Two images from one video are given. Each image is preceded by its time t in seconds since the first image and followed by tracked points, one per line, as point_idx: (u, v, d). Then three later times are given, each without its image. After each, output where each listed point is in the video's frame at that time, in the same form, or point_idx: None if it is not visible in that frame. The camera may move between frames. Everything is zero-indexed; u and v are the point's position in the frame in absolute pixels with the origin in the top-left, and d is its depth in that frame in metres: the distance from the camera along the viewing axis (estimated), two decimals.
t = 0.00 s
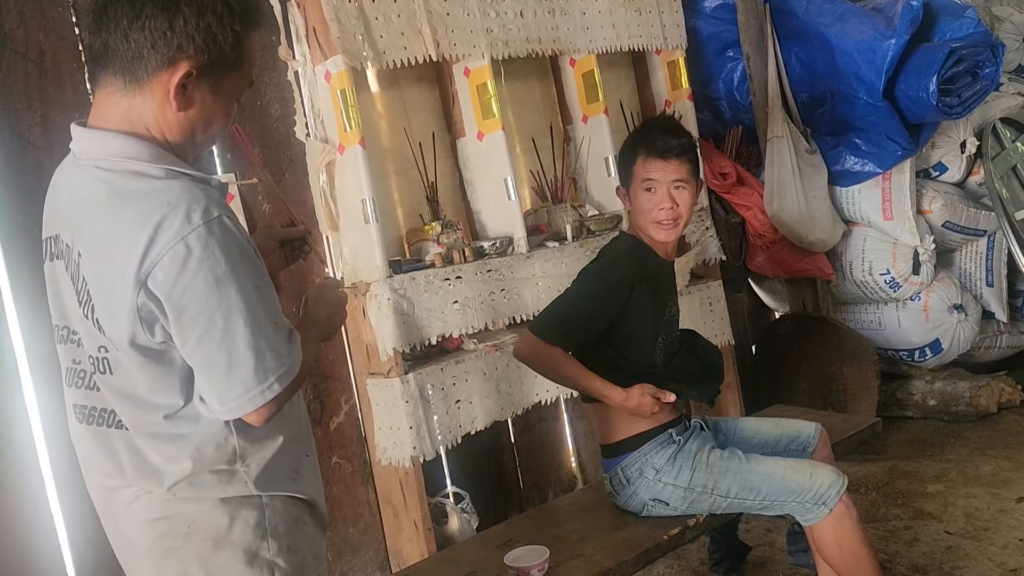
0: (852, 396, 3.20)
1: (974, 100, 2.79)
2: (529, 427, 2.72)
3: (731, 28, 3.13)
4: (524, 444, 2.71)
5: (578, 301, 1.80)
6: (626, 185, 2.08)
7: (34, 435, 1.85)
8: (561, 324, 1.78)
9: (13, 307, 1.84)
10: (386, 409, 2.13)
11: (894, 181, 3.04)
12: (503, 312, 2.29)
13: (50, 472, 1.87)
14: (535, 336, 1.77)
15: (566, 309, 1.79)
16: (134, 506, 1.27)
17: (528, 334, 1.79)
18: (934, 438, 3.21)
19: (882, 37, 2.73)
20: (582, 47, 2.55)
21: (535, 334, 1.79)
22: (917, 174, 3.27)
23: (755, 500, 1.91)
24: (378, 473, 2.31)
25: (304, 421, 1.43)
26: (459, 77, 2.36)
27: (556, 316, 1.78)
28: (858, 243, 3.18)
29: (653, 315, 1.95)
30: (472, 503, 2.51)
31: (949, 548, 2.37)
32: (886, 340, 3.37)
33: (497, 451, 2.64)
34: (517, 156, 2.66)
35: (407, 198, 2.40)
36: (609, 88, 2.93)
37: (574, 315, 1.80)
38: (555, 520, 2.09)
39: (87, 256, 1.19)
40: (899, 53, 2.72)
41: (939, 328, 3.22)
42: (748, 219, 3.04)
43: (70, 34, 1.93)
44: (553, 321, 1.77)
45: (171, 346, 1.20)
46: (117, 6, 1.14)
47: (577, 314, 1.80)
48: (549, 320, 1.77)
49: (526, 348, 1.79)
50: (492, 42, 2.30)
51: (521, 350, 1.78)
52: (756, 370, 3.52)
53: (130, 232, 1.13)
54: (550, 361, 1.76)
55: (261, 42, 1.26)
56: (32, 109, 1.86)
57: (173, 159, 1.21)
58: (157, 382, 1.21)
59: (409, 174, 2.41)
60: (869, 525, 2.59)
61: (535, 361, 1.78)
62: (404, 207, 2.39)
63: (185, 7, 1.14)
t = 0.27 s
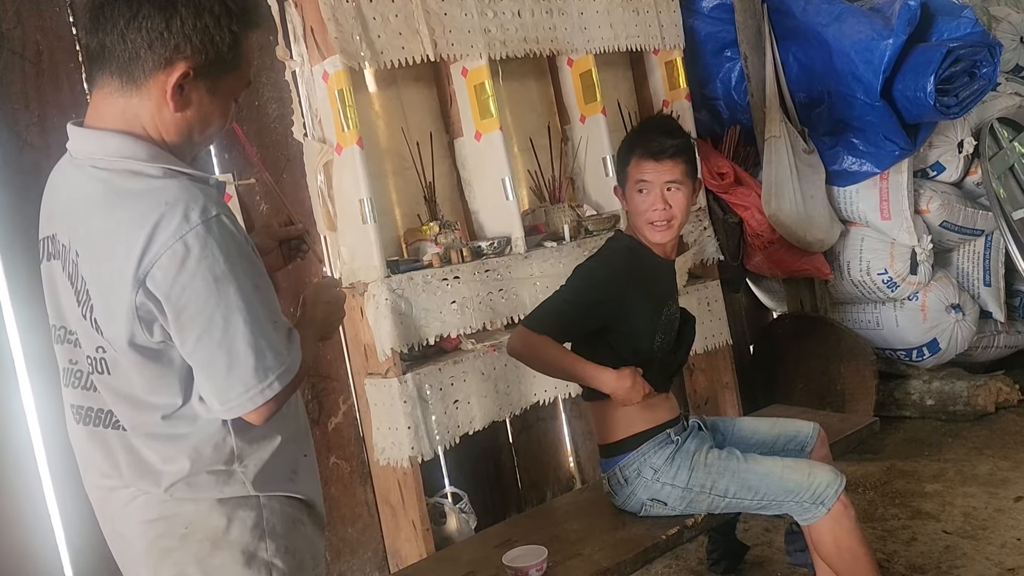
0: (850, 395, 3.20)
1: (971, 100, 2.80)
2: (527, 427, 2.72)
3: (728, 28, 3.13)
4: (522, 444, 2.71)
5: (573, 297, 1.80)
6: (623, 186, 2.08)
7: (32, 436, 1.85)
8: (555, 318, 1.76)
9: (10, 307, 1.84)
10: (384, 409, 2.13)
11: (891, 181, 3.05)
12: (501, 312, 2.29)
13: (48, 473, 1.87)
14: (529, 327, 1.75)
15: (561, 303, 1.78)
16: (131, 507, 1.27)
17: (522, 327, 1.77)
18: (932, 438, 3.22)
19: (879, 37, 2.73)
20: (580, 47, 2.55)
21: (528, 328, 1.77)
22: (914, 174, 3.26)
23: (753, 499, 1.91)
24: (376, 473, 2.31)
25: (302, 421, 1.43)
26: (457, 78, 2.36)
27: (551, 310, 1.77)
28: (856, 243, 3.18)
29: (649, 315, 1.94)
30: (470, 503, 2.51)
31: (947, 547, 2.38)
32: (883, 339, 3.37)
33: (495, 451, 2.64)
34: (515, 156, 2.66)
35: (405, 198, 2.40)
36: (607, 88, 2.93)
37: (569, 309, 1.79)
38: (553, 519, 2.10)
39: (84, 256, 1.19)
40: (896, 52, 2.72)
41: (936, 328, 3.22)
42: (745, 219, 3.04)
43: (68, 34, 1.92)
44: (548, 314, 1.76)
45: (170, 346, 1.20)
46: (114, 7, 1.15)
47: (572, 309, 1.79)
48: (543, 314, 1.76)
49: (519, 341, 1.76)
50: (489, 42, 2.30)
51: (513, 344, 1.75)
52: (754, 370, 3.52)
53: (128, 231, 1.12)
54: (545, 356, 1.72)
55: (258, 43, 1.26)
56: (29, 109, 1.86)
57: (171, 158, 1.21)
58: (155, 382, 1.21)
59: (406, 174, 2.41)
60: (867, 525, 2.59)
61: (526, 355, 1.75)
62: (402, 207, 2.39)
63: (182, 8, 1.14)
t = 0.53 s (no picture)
0: (847, 396, 3.20)
1: (968, 101, 2.80)
2: (525, 428, 2.72)
3: (725, 29, 3.13)
4: (519, 446, 2.71)
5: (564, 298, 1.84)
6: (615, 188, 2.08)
7: (29, 438, 1.85)
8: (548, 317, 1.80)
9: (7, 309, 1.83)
10: (382, 411, 2.13)
11: (889, 182, 3.06)
12: (499, 314, 2.29)
13: (44, 475, 1.86)
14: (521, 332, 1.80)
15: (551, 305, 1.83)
16: (128, 510, 1.26)
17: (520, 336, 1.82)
18: (930, 438, 3.22)
19: (875, 38, 2.74)
20: (577, 49, 2.55)
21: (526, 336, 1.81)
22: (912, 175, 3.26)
23: (751, 501, 1.91)
24: (374, 475, 2.31)
25: (300, 422, 1.43)
26: (454, 79, 2.37)
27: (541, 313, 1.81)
28: (853, 244, 3.18)
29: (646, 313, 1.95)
30: (468, 505, 2.51)
31: (944, 548, 2.38)
32: (880, 340, 3.37)
33: (493, 452, 2.64)
34: (512, 158, 2.66)
35: (402, 199, 2.39)
36: (603, 89, 2.91)
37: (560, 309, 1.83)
38: (551, 521, 2.09)
39: (82, 258, 1.18)
40: (892, 53, 2.73)
41: (933, 329, 3.22)
42: (742, 221, 3.04)
43: (64, 36, 1.92)
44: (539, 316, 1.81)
45: (169, 348, 1.19)
46: (109, 9, 1.14)
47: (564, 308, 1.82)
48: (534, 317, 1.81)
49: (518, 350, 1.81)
50: (486, 44, 2.30)
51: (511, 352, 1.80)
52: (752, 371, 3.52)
53: (126, 232, 1.12)
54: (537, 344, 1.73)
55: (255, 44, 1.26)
56: (26, 111, 1.86)
57: (168, 160, 1.21)
58: (153, 383, 1.20)
59: (403, 176, 2.41)
60: (864, 526, 2.59)
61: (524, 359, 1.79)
62: (399, 209, 2.38)
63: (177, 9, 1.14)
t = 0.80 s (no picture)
0: (845, 397, 3.20)
1: (965, 103, 2.80)
2: (523, 430, 2.72)
3: (723, 31, 3.14)
4: (518, 448, 2.71)
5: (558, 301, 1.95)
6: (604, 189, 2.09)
7: (26, 441, 1.84)
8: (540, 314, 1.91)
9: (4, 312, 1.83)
10: (380, 413, 2.13)
11: (886, 184, 3.07)
12: (497, 316, 2.29)
13: (42, 478, 1.86)
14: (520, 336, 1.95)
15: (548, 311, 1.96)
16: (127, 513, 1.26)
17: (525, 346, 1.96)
18: (928, 440, 3.22)
19: (873, 40, 2.74)
20: (575, 51, 2.55)
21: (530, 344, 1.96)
22: (909, 177, 3.27)
23: (750, 503, 1.91)
24: (372, 478, 2.31)
25: (298, 425, 1.43)
26: (452, 81, 2.37)
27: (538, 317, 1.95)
28: (851, 245, 3.19)
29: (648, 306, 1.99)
30: (466, 507, 2.51)
31: (942, 549, 2.38)
32: (878, 342, 3.37)
33: (491, 454, 2.64)
34: (510, 160, 2.66)
35: (400, 202, 2.39)
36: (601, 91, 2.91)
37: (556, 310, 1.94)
38: (550, 523, 2.09)
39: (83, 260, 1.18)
40: (889, 55, 2.73)
41: (931, 330, 3.23)
42: (740, 222, 3.03)
43: (62, 38, 1.92)
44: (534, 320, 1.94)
45: (169, 351, 1.19)
46: (111, 10, 1.14)
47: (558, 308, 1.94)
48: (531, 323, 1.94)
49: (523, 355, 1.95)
50: (484, 46, 2.30)
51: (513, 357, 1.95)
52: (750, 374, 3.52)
53: (126, 234, 1.12)
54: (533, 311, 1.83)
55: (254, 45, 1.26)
56: (24, 114, 1.86)
57: (169, 162, 1.21)
58: (152, 386, 1.20)
59: (402, 178, 2.41)
60: (863, 527, 2.59)
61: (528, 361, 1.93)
62: (397, 211, 2.38)
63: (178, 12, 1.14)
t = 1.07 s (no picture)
0: (845, 400, 3.20)
1: (964, 105, 2.80)
2: (523, 432, 2.72)
3: (722, 33, 3.14)
4: (517, 450, 2.70)
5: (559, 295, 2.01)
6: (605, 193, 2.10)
7: (25, 444, 1.84)
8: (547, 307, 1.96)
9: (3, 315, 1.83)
10: (379, 416, 2.13)
11: (885, 185, 3.07)
12: (497, 318, 2.29)
13: (41, 481, 1.86)
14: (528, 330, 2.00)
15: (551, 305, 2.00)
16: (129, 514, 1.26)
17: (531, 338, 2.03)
18: (927, 442, 3.22)
19: (872, 42, 2.75)
20: (574, 53, 2.55)
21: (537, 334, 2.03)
22: (908, 178, 3.26)
23: (749, 505, 1.91)
24: (372, 480, 2.31)
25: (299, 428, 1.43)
26: (451, 84, 2.37)
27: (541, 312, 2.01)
28: (851, 247, 3.20)
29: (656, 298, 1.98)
30: (466, 509, 2.51)
31: (943, 551, 2.38)
32: (878, 344, 3.37)
33: (491, 457, 2.63)
34: (510, 162, 2.65)
35: (400, 204, 2.39)
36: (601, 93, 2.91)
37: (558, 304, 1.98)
38: (550, 525, 2.09)
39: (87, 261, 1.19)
40: (888, 58, 2.73)
41: (931, 332, 3.23)
42: (739, 224, 3.03)
43: (62, 41, 1.92)
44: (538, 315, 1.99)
45: (172, 352, 1.20)
46: (122, 12, 1.13)
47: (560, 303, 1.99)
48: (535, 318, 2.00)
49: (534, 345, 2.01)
50: (483, 48, 2.30)
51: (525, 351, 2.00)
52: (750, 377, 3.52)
53: (132, 235, 1.12)
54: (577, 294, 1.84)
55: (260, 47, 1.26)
56: (23, 117, 1.86)
57: (176, 165, 1.21)
58: (155, 388, 1.20)
59: (401, 180, 2.40)
60: (863, 529, 2.59)
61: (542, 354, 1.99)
62: (397, 213, 2.38)
63: (184, 14, 1.14)
